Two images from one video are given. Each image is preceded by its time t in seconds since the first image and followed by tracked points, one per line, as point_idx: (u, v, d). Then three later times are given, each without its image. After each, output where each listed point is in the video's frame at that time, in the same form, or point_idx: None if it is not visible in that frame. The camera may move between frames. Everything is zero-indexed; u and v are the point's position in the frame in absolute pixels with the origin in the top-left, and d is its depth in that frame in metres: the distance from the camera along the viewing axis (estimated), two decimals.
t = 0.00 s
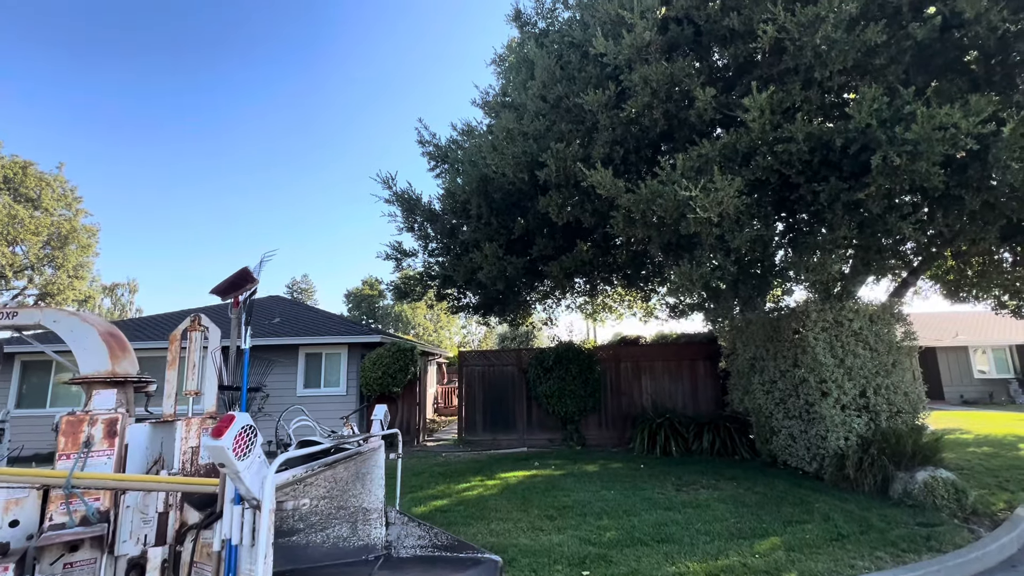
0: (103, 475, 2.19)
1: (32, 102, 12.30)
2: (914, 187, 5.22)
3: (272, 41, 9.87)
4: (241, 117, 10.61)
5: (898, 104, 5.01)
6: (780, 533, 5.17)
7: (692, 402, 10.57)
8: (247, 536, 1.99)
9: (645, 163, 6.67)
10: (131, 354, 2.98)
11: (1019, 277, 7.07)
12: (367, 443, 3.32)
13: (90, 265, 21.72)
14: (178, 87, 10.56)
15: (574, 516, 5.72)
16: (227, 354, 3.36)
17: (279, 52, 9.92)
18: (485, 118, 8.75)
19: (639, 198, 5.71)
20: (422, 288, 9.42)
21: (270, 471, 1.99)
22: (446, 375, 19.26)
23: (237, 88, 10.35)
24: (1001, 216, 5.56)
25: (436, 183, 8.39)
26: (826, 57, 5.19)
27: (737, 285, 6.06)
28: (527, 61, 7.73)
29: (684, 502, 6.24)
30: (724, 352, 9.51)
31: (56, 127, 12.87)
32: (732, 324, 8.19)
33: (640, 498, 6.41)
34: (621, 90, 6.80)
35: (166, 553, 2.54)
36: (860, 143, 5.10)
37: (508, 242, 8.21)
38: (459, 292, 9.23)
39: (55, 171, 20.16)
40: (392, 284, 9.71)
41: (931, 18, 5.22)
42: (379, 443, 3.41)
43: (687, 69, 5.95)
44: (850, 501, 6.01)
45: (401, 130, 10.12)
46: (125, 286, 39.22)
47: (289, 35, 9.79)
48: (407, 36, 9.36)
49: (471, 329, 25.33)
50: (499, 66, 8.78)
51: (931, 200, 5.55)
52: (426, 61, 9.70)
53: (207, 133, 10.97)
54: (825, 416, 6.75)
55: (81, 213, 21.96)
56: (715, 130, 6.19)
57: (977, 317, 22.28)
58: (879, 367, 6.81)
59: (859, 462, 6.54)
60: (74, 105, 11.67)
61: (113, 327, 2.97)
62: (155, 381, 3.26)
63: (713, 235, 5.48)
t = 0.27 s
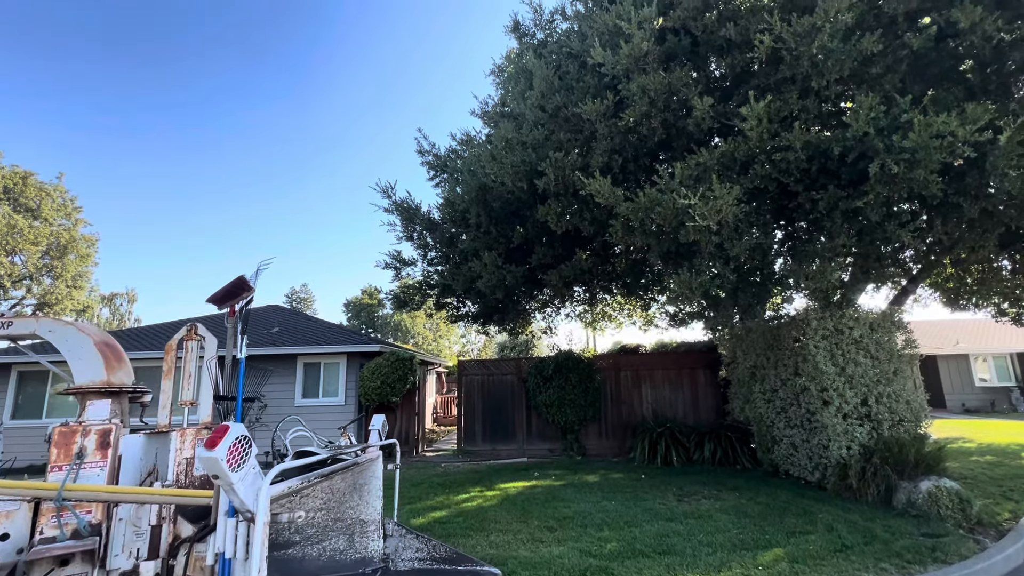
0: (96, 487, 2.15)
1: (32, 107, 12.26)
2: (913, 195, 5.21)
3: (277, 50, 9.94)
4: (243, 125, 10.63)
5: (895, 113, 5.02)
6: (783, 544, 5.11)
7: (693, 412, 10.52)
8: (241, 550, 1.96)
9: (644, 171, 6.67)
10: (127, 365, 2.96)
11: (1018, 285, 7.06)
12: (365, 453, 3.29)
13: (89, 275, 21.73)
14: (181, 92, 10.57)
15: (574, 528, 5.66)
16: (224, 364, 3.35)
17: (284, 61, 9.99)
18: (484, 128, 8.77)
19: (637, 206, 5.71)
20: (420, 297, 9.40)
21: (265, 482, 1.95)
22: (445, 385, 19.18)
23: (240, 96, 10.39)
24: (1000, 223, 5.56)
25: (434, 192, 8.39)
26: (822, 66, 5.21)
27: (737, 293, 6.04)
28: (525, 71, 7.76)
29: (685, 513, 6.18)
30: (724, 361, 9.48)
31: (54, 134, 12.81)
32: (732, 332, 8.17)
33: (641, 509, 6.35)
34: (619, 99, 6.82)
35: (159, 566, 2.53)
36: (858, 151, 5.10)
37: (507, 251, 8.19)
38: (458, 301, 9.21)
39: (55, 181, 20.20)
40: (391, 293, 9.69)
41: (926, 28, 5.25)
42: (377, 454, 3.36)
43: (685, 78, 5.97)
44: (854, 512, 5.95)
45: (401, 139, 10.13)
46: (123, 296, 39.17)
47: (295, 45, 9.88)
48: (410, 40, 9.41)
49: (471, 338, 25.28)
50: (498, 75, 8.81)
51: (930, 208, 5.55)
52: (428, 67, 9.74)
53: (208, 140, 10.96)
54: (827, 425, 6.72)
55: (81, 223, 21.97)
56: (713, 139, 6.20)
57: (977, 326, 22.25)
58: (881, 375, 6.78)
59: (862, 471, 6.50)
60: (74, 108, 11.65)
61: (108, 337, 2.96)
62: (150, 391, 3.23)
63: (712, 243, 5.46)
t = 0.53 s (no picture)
0: (92, 502, 2.12)
1: (33, 115, 12.24)
2: (912, 205, 5.21)
3: (280, 56, 9.96)
4: (245, 133, 10.62)
5: (893, 124, 5.04)
6: (787, 558, 5.05)
7: (695, 422, 10.46)
8: (237, 566, 1.93)
9: (644, 182, 6.69)
10: (125, 376, 2.94)
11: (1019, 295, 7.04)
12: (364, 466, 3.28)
13: (89, 285, 21.73)
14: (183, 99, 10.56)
15: (575, 541, 5.61)
16: (222, 375, 3.33)
17: (287, 67, 10.01)
18: (484, 139, 8.81)
19: (637, 216, 5.72)
20: (421, 307, 9.39)
21: (262, 497, 1.93)
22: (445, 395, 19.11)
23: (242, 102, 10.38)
24: (1000, 233, 5.56)
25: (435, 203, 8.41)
26: (820, 78, 5.24)
27: (738, 303, 6.02)
28: (525, 83, 7.81)
29: (688, 526, 6.12)
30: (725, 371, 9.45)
31: (55, 142, 12.76)
32: (733, 343, 8.15)
33: (643, 522, 6.29)
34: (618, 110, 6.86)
35: None
36: (857, 161, 5.11)
37: (507, 261, 8.19)
38: (458, 310, 9.19)
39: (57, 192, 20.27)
40: (391, 303, 9.68)
41: (923, 40, 5.28)
42: (376, 467, 3.34)
43: (683, 90, 6.00)
44: (858, 525, 5.89)
45: (402, 149, 10.17)
46: (124, 305, 39.16)
47: (298, 52, 9.90)
48: (412, 43, 9.42)
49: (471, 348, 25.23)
50: (498, 87, 8.86)
51: (930, 218, 5.55)
52: (430, 73, 9.76)
53: (210, 148, 10.93)
54: (829, 436, 6.68)
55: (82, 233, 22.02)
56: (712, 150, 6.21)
57: (979, 335, 22.20)
58: (883, 386, 6.75)
59: (865, 483, 6.44)
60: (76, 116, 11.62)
61: (107, 348, 2.94)
62: (148, 403, 3.21)
63: (712, 253, 5.46)
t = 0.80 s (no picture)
0: (88, 520, 2.10)
1: (33, 119, 12.19)
2: (911, 218, 5.22)
3: (281, 61, 9.94)
4: (246, 138, 10.60)
5: (891, 137, 5.06)
6: (790, 574, 5.00)
7: (696, 434, 10.41)
8: None
9: (643, 194, 6.70)
10: (123, 390, 2.92)
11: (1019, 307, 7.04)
12: (363, 481, 3.38)
13: (89, 295, 21.73)
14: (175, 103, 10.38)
15: (576, 556, 5.56)
16: (221, 390, 3.33)
17: (288, 73, 9.98)
18: (485, 151, 8.85)
19: (637, 229, 5.72)
20: (420, 317, 9.38)
21: (259, 516, 1.91)
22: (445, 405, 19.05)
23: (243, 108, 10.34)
24: (999, 246, 5.57)
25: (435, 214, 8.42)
26: (818, 92, 5.27)
27: (738, 314, 6.01)
28: (525, 95, 7.86)
29: (689, 540, 6.07)
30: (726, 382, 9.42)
31: (53, 146, 12.65)
32: (734, 354, 8.13)
33: (644, 536, 6.24)
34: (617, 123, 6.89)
35: None
36: (856, 174, 5.12)
37: (507, 272, 8.19)
38: (458, 321, 9.19)
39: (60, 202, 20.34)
40: (391, 313, 9.66)
41: (919, 55, 5.32)
42: (375, 481, 3.46)
43: (682, 103, 6.05)
44: (861, 540, 5.84)
45: (402, 160, 10.20)
46: (124, 315, 39.14)
47: (299, 54, 9.87)
48: (411, 46, 9.38)
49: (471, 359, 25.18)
50: (499, 99, 8.91)
51: (928, 231, 5.57)
52: (431, 80, 9.77)
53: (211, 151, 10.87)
54: (832, 449, 6.64)
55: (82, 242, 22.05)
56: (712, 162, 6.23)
57: (981, 346, 22.14)
58: (885, 398, 6.71)
59: (869, 497, 6.38)
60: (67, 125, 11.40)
61: (105, 362, 2.93)
62: (145, 417, 3.19)
63: (712, 265, 5.46)
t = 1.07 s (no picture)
0: (86, 534, 2.08)
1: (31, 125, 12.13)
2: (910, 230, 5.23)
3: (282, 64, 9.93)
4: (247, 141, 10.58)
5: (889, 150, 5.08)
6: None
7: (696, 446, 10.37)
8: None
9: (643, 205, 6.73)
10: (122, 401, 2.92)
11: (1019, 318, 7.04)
12: (363, 494, 3.37)
13: (88, 304, 21.71)
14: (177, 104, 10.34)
15: (576, 570, 5.51)
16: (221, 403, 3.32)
17: (290, 75, 9.97)
18: (485, 161, 8.89)
19: (637, 240, 5.74)
20: (420, 327, 9.37)
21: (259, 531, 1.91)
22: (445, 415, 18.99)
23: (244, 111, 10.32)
24: (998, 258, 5.58)
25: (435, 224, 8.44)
26: (816, 105, 5.31)
27: (739, 325, 6.01)
28: (525, 107, 7.91)
29: (690, 554, 6.02)
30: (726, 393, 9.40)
31: (51, 152, 12.60)
32: (735, 365, 8.12)
33: (645, 549, 6.19)
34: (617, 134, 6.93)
35: None
36: (854, 187, 5.15)
37: (507, 282, 8.19)
38: (458, 330, 9.18)
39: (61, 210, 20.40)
40: (390, 323, 9.65)
41: (916, 69, 5.37)
42: (374, 494, 3.47)
43: (682, 115, 6.09)
44: (864, 554, 5.79)
45: (403, 169, 10.23)
46: (123, 323, 39.08)
47: (299, 56, 9.85)
48: (414, 52, 9.43)
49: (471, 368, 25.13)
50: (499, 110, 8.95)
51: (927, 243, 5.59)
52: (433, 84, 9.78)
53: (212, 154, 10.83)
54: (834, 461, 6.61)
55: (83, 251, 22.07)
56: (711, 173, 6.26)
57: (982, 356, 22.11)
58: (886, 410, 6.69)
59: (871, 510, 6.33)
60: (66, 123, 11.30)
61: (105, 373, 2.92)
62: (145, 429, 3.18)
63: (712, 276, 5.46)
